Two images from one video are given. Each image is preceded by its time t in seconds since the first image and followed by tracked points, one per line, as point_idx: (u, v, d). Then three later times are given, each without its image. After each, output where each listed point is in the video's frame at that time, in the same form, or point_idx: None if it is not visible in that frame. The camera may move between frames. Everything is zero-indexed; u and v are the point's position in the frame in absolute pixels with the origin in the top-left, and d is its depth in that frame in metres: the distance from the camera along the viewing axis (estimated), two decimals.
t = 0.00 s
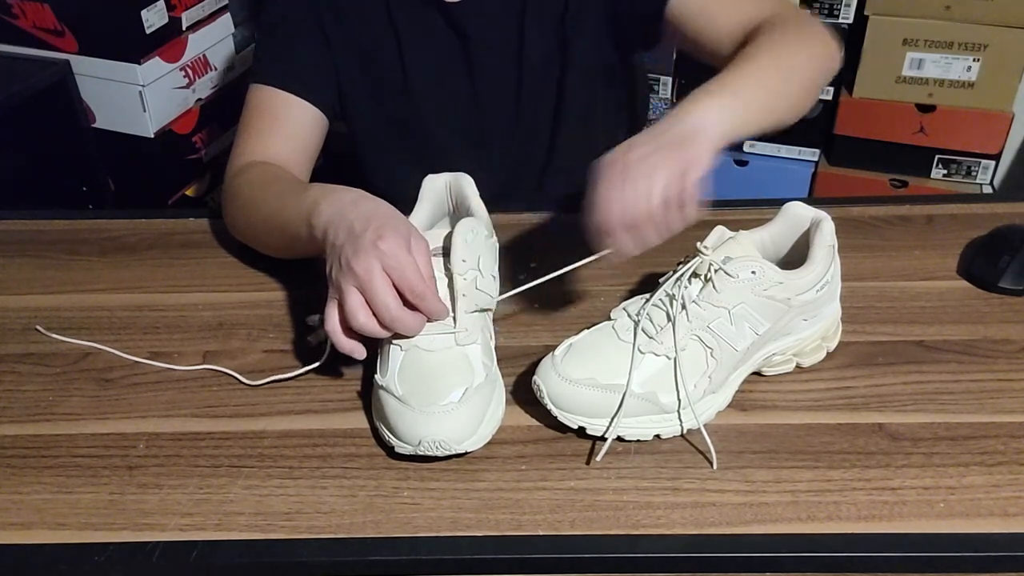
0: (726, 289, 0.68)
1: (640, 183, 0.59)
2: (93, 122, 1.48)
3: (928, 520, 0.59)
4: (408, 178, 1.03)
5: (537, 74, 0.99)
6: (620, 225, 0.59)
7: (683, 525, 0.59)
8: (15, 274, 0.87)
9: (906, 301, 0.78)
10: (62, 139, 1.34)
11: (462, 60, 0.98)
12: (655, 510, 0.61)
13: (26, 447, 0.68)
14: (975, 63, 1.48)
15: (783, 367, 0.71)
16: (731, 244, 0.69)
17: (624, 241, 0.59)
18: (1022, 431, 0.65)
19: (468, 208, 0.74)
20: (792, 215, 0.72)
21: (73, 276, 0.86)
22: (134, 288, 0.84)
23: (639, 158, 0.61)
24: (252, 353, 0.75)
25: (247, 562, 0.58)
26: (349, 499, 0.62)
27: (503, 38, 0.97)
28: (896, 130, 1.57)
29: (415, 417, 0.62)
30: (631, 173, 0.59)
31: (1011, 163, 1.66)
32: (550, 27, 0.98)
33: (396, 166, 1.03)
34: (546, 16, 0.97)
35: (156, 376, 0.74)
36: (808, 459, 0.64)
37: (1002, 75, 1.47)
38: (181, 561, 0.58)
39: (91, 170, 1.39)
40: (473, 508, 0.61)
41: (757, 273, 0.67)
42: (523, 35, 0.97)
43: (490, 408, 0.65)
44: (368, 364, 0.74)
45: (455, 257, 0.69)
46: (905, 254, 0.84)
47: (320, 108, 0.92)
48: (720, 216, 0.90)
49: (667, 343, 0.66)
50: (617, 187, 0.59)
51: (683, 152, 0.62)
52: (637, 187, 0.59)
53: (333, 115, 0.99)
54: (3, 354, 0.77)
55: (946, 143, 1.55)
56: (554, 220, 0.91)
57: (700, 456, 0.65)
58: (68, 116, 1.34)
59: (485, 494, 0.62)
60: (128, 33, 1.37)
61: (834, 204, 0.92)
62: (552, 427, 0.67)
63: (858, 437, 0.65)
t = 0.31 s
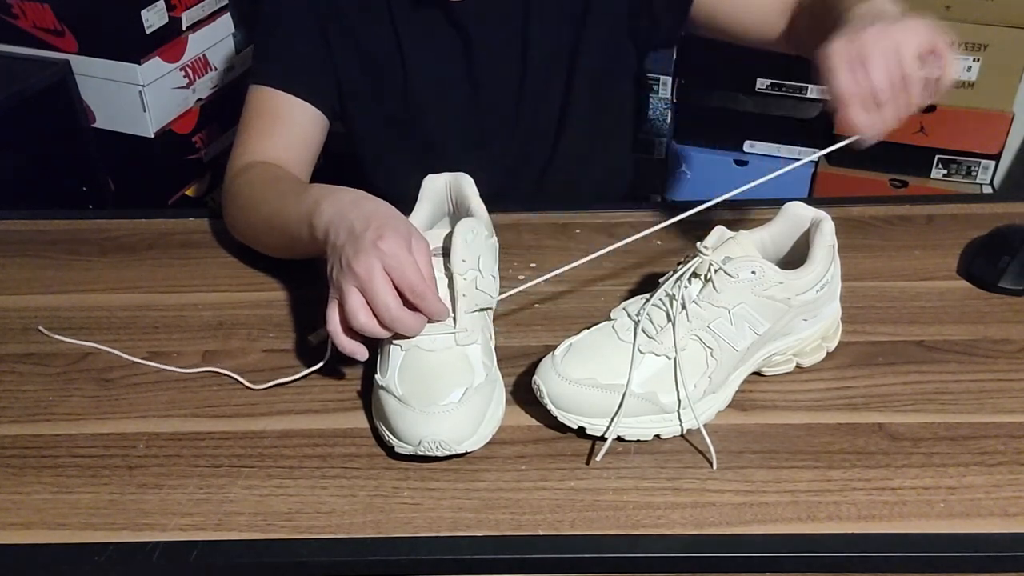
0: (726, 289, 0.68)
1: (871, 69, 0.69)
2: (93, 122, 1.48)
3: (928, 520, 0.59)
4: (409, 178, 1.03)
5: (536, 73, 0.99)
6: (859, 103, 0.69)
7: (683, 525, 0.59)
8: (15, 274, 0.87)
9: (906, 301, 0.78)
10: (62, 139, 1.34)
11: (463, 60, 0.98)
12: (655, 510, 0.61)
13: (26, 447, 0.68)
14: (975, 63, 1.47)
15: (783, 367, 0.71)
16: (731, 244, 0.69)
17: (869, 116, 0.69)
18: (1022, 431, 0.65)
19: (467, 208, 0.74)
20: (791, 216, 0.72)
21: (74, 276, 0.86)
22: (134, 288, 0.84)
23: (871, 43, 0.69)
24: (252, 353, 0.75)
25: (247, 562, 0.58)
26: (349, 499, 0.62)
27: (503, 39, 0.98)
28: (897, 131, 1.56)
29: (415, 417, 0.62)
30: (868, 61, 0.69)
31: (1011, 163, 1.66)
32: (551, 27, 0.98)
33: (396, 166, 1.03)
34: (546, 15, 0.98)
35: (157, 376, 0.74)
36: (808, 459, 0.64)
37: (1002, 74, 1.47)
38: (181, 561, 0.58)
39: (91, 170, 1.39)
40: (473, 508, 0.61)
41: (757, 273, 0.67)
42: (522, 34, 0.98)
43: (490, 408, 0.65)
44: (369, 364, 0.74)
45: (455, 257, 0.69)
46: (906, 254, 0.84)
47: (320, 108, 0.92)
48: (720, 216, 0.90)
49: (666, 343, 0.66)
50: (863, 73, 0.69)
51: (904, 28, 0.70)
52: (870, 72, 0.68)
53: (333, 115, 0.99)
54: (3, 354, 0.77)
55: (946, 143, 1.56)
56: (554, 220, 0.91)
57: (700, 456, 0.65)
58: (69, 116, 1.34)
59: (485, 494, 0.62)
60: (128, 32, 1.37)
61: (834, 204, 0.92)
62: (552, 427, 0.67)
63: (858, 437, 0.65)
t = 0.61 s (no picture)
0: (726, 289, 0.68)
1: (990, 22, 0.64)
2: (93, 122, 1.48)
3: (928, 520, 0.59)
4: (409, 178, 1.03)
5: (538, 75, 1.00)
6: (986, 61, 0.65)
7: (683, 525, 0.59)
8: (15, 274, 0.87)
9: (906, 301, 0.78)
10: (62, 139, 1.34)
11: (464, 61, 0.98)
12: (656, 511, 0.61)
13: (26, 447, 0.68)
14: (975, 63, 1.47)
15: (783, 367, 0.71)
16: (731, 244, 0.69)
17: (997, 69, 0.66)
18: (1022, 431, 0.65)
19: (467, 208, 0.74)
20: (791, 216, 0.72)
21: (75, 276, 0.86)
22: (135, 288, 0.84)
23: None
24: (253, 353, 0.75)
25: (247, 562, 0.58)
26: (349, 499, 0.62)
27: (504, 39, 0.98)
28: (897, 131, 1.56)
29: (415, 417, 0.62)
30: (986, 15, 0.64)
31: (1011, 163, 1.66)
32: (552, 30, 0.98)
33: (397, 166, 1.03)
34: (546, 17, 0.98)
35: (157, 376, 0.74)
36: (808, 459, 0.64)
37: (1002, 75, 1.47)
38: (181, 561, 0.58)
39: (92, 170, 1.39)
40: (473, 508, 0.61)
41: (757, 273, 0.67)
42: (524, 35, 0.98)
43: (490, 408, 0.65)
44: (369, 363, 0.74)
45: (455, 257, 0.69)
46: (906, 254, 0.84)
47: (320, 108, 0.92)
48: (720, 216, 0.90)
49: (667, 343, 0.66)
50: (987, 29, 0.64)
51: None
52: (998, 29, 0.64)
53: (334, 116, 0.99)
54: (3, 354, 0.77)
55: (946, 143, 1.55)
56: (554, 220, 0.91)
57: (700, 456, 0.65)
58: (69, 117, 1.34)
59: (485, 494, 0.62)
60: (128, 33, 1.37)
61: (834, 204, 0.92)
62: (552, 427, 0.67)
63: (858, 437, 0.65)
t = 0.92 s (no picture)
0: (726, 289, 0.68)
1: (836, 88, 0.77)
2: (93, 122, 1.48)
3: (928, 520, 0.59)
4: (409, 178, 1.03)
5: (540, 75, 1.00)
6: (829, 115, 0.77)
7: (683, 525, 0.59)
8: (15, 273, 0.87)
9: (906, 301, 0.78)
10: (63, 140, 1.35)
11: (464, 61, 0.98)
12: (656, 510, 0.61)
13: (26, 447, 0.68)
14: (975, 63, 1.48)
15: (783, 367, 0.71)
16: (731, 244, 0.69)
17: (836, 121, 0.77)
18: (1022, 431, 0.65)
19: (467, 208, 0.74)
20: (791, 216, 0.72)
21: (75, 276, 0.86)
22: (134, 287, 0.84)
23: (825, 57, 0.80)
24: (252, 353, 0.75)
25: (247, 562, 0.58)
26: (349, 499, 0.62)
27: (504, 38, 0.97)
28: (897, 131, 1.56)
29: (415, 417, 0.62)
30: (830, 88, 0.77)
31: (1011, 163, 1.66)
32: (555, 30, 0.98)
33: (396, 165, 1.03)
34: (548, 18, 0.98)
35: (157, 376, 0.74)
36: (808, 459, 0.64)
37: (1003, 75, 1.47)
38: (181, 561, 0.58)
39: (92, 170, 1.39)
40: (473, 508, 0.61)
41: (757, 273, 0.67)
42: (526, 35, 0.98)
43: (490, 408, 0.65)
44: (369, 363, 0.74)
45: (455, 257, 0.69)
46: (906, 255, 0.84)
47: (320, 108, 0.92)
48: (720, 216, 0.90)
49: (667, 343, 0.66)
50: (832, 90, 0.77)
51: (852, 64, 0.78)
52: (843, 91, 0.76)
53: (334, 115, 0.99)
54: (3, 354, 0.77)
55: (946, 143, 1.56)
56: (554, 220, 0.91)
57: (700, 456, 0.65)
58: (70, 117, 1.34)
59: (485, 494, 0.62)
60: (128, 33, 1.37)
61: (834, 204, 0.92)
62: (552, 427, 0.67)
63: (858, 437, 0.65)
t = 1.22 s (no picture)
0: (726, 289, 0.68)
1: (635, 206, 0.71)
2: (93, 122, 1.48)
3: (928, 520, 0.59)
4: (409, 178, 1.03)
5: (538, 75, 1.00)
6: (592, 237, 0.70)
7: (683, 525, 0.59)
8: (15, 273, 0.87)
9: (906, 301, 0.78)
10: (64, 140, 1.35)
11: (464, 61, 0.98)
12: (656, 510, 0.61)
13: (25, 447, 0.68)
14: (975, 63, 1.48)
15: (783, 367, 0.71)
16: (731, 244, 0.69)
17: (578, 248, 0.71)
18: (1022, 431, 0.65)
19: (468, 208, 0.74)
20: (792, 216, 0.72)
21: (75, 276, 0.86)
22: (134, 287, 0.84)
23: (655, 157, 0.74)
24: (253, 353, 0.75)
25: (247, 562, 0.58)
26: (350, 499, 0.62)
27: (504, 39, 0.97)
28: (897, 131, 1.56)
29: (415, 417, 0.62)
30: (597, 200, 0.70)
31: (1011, 163, 1.66)
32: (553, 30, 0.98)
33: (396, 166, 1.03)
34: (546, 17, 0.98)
35: (157, 376, 0.74)
36: (808, 459, 0.64)
37: (1002, 75, 1.47)
38: (181, 561, 0.58)
39: (92, 170, 1.40)
40: (473, 508, 0.61)
41: (757, 273, 0.67)
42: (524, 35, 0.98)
43: (490, 408, 0.65)
44: (369, 363, 0.74)
45: (455, 258, 0.69)
46: (905, 255, 0.84)
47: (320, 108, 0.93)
48: (720, 216, 0.90)
49: (667, 343, 0.66)
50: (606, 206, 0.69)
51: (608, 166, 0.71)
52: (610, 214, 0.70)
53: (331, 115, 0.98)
54: (3, 354, 0.77)
55: (946, 143, 1.55)
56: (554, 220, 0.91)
57: (700, 456, 0.65)
58: (71, 118, 1.34)
59: (485, 494, 0.62)
60: (128, 33, 1.37)
61: (834, 204, 0.92)
62: (552, 427, 0.67)
63: (858, 437, 0.65)
